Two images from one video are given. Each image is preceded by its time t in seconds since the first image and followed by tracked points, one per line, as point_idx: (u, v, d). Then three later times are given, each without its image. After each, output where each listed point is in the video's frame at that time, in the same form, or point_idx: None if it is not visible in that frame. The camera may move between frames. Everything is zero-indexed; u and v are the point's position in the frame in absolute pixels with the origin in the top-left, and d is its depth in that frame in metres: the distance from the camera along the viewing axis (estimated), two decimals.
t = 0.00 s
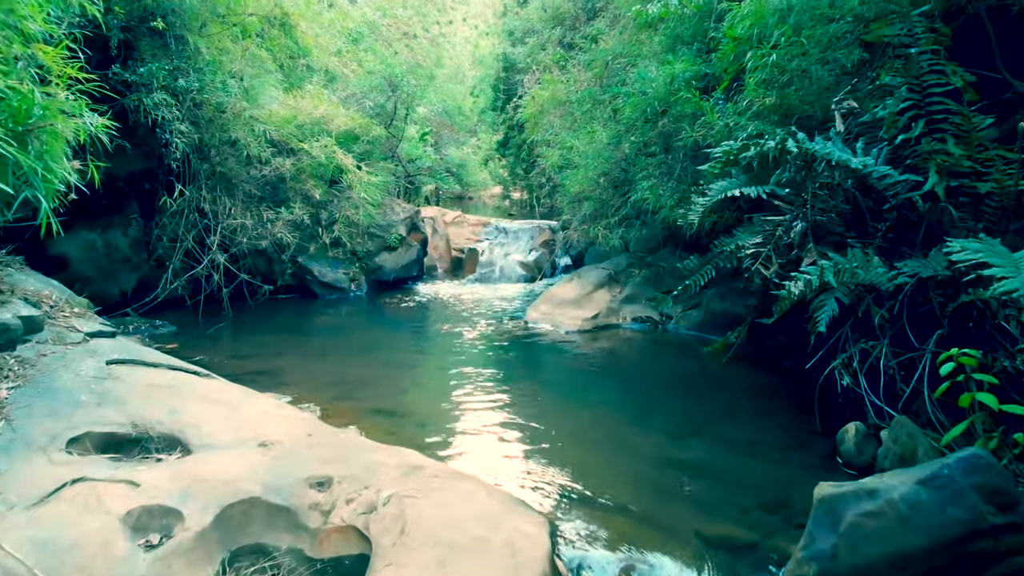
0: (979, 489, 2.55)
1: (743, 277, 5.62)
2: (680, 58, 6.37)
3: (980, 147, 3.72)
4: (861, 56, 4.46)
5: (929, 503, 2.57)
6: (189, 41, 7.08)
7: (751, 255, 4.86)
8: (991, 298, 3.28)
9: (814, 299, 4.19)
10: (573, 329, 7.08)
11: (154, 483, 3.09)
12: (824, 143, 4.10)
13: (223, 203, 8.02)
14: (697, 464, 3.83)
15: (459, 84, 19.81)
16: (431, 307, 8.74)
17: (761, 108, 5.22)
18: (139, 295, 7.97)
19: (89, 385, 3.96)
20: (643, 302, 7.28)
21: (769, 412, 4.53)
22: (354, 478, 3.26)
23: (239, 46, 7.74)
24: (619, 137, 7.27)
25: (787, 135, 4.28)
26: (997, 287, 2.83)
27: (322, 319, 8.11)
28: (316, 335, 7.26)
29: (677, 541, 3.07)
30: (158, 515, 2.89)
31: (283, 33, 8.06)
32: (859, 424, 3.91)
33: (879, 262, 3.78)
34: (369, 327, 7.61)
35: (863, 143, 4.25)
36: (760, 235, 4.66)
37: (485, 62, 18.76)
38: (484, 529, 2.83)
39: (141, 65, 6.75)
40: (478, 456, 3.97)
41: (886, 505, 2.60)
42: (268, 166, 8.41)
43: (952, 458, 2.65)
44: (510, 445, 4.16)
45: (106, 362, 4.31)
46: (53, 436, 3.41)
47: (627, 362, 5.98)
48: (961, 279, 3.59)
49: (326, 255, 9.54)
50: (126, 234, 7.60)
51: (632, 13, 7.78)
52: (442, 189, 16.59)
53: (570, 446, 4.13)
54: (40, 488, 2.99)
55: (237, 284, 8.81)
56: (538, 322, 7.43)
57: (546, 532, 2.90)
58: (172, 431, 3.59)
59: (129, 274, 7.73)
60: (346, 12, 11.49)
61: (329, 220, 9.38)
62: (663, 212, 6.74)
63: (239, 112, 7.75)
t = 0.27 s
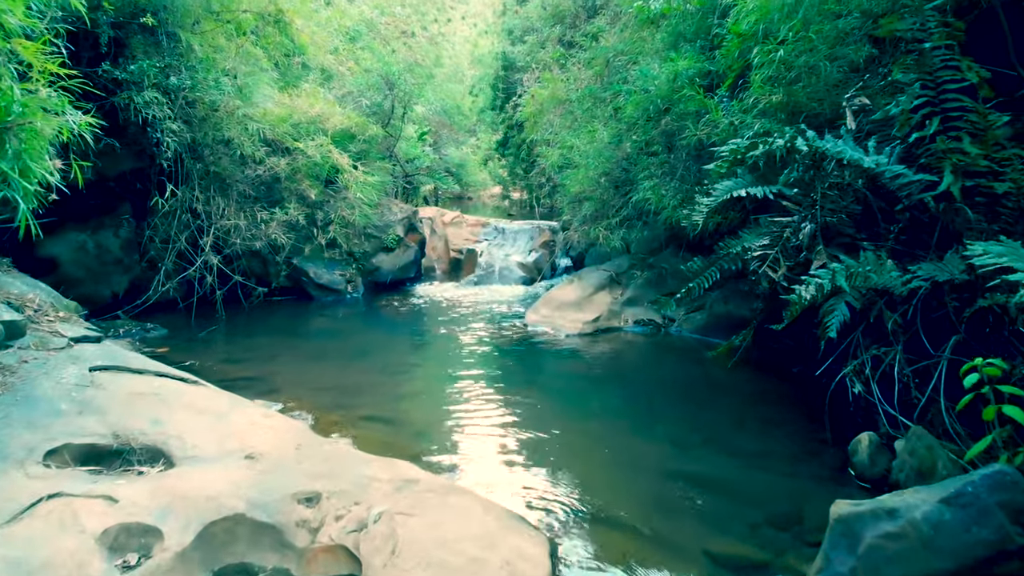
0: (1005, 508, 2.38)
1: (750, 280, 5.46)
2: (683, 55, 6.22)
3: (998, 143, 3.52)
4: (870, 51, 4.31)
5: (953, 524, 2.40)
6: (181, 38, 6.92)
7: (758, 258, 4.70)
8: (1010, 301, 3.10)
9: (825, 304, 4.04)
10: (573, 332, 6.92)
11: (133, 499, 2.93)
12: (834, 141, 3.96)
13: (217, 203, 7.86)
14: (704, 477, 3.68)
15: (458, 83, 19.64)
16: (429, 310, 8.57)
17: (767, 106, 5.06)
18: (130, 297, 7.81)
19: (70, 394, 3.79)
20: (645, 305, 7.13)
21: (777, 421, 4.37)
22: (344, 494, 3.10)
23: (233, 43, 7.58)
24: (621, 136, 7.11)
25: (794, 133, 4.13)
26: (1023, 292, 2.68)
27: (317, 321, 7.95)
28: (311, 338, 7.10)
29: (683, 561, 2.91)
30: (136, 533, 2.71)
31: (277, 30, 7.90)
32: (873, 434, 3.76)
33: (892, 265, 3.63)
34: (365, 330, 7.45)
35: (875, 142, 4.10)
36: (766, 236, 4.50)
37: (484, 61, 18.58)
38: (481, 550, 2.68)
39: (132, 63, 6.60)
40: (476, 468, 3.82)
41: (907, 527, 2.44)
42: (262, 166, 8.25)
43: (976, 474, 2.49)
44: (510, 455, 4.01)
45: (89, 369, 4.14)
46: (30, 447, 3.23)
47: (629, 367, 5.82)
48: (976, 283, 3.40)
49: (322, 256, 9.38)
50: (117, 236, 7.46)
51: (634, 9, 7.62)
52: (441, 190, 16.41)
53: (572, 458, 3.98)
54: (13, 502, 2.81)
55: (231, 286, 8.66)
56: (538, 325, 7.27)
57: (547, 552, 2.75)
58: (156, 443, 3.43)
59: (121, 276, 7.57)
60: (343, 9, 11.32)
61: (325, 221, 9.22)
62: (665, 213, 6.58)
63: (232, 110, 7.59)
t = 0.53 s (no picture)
0: None
1: (757, 282, 5.30)
2: (687, 52, 6.06)
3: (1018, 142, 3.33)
4: (881, 47, 4.15)
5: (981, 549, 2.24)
6: (173, 35, 6.76)
7: (765, 261, 4.55)
8: None
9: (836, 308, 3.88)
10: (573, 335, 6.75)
11: (111, 516, 2.73)
12: (845, 139, 3.80)
13: (210, 204, 7.69)
14: (711, 490, 3.51)
15: (456, 83, 19.48)
16: (426, 313, 8.41)
17: (774, 103, 4.90)
18: (121, 299, 7.64)
19: (51, 403, 3.61)
20: (647, 308, 6.96)
21: (786, 430, 4.21)
22: (333, 511, 2.94)
23: (227, 41, 7.44)
24: (623, 135, 6.94)
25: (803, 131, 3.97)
26: None
27: (313, 324, 7.79)
28: (305, 342, 6.93)
29: None
30: (113, 554, 2.52)
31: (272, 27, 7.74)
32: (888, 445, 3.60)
33: (907, 268, 3.46)
34: (361, 333, 7.28)
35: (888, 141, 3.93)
36: (774, 238, 4.34)
37: (483, 60, 18.41)
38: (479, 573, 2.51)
39: (122, 60, 6.45)
40: (475, 480, 3.65)
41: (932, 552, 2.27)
42: (256, 165, 8.08)
43: (1003, 494, 2.31)
44: (511, 467, 3.84)
45: (71, 377, 3.96)
46: (7, 459, 3.04)
47: (632, 371, 5.66)
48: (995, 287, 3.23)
49: (317, 258, 9.22)
50: (107, 237, 7.29)
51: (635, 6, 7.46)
52: (439, 190, 16.23)
53: (572, 468, 3.82)
54: None
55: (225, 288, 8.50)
56: (538, 329, 7.10)
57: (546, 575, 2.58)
58: (137, 456, 3.27)
59: (112, 278, 7.41)
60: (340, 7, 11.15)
61: (320, 222, 9.05)
62: (668, 214, 6.42)
63: (225, 109, 7.43)
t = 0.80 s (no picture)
0: None
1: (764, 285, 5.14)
2: (690, 49, 5.90)
3: None
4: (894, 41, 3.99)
5: None
6: (165, 32, 6.58)
7: (773, 263, 4.39)
8: None
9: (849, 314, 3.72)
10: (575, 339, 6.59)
11: (86, 536, 2.55)
12: (857, 137, 3.63)
13: (203, 204, 7.52)
14: (718, 505, 3.36)
15: (455, 82, 19.30)
16: (424, 315, 8.25)
17: (782, 101, 4.74)
18: (113, 302, 7.49)
19: (29, 413, 3.44)
20: (650, 311, 6.81)
21: (795, 440, 4.06)
22: (321, 530, 2.78)
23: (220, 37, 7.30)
24: (625, 134, 6.78)
25: (810, 126, 3.81)
26: None
27: (308, 328, 7.61)
28: (300, 346, 6.77)
29: None
30: None
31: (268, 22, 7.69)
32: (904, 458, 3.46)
33: (923, 272, 3.31)
34: (357, 337, 7.12)
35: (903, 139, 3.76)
36: (783, 240, 4.19)
37: (483, 59, 18.24)
38: None
39: (112, 57, 6.27)
40: (474, 494, 3.50)
41: None
42: (250, 165, 7.91)
43: None
44: (511, 480, 3.68)
45: (52, 385, 3.80)
46: None
47: (635, 376, 5.50)
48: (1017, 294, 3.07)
49: (313, 259, 9.06)
50: (98, 238, 7.16)
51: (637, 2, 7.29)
52: (438, 190, 16.06)
53: (573, 481, 3.66)
54: None
55: (218, 291, 8.35)
56: (538, 332, 6.94)
57: None
58: (117, 470, 3.11)
59: (103, 280, 7.25)
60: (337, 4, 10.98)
61: (316, 223, 8.89)
62: (671, 214, 6.26)
63: (218, 107, 7.26)
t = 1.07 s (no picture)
0: None
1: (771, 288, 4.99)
2: (694, 45, 5.74)
3: None
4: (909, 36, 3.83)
5: None
6: (158, 30, 6.41)
7: (782, 267, 4.24)
8: None
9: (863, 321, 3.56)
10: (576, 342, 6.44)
11: (60, 557, 2.36)
12: (872, 135, 3.46)
13: (196, 205, 7.35)
14: (724, 521, 3.21)
15: (454, 81, 19.14)
16: (422, 318, 8.10)
17: (790, 98, 4.59)
18: (103, 305, 7.33)
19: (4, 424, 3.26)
20: (652, 314, 6.65)
21: (804, 452, 3.90)
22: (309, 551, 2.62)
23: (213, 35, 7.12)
24: (627, 132, 6.62)
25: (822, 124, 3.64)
26: None
27: (303, 332, 7.45)
28: (293, 350, 6.62)
29: None
30: None
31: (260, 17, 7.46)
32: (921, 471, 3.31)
33: (942, 277, 3.14)
34: (353, 341, 6.97)
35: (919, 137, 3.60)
36: (793, 243, 4.03)
37: (482, 57, 18.06)
38: None
39: (103, 54, 6.10)
40: (475, 508, 3.34)
41: None
42: (243, 165, 7.75)
43: None
44: (510, 493, 3.51)
45: (31, 394, 3.63)
46: None
47: (638, 382, 5.34)
48: None
49: (308, 261, 8.92)
50: (88, 240, 7.00)
51: None
52: (437, 190, 15.91)
53: (573, 494, 3.51)
54: None
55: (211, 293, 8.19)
56: (537, 335, 6.78)
57: None
58: (96, 486, 2.93)
59: (93, 282, 7.11)
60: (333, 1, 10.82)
61: (312, 224, 8.74)
62: (674, 215, 6.11)
63: (211, 105, 7.11)
